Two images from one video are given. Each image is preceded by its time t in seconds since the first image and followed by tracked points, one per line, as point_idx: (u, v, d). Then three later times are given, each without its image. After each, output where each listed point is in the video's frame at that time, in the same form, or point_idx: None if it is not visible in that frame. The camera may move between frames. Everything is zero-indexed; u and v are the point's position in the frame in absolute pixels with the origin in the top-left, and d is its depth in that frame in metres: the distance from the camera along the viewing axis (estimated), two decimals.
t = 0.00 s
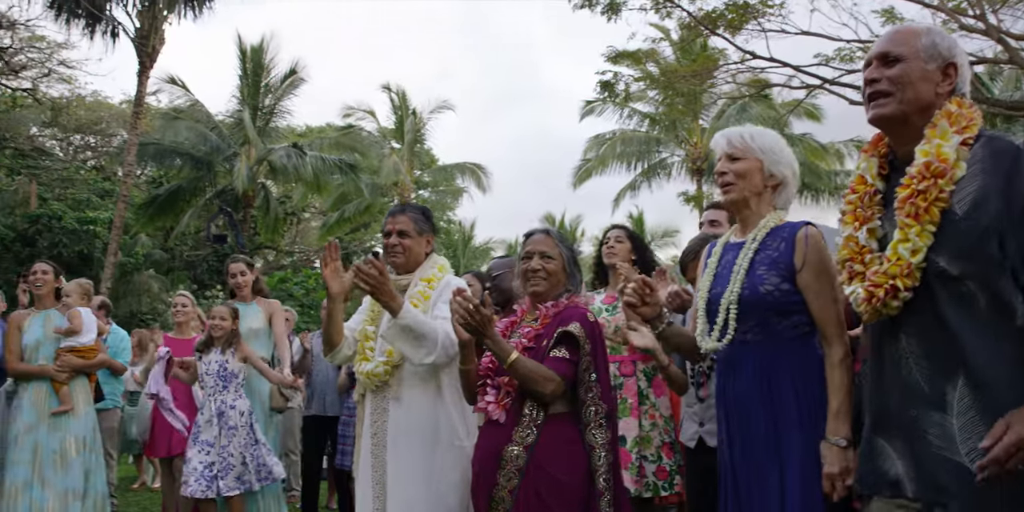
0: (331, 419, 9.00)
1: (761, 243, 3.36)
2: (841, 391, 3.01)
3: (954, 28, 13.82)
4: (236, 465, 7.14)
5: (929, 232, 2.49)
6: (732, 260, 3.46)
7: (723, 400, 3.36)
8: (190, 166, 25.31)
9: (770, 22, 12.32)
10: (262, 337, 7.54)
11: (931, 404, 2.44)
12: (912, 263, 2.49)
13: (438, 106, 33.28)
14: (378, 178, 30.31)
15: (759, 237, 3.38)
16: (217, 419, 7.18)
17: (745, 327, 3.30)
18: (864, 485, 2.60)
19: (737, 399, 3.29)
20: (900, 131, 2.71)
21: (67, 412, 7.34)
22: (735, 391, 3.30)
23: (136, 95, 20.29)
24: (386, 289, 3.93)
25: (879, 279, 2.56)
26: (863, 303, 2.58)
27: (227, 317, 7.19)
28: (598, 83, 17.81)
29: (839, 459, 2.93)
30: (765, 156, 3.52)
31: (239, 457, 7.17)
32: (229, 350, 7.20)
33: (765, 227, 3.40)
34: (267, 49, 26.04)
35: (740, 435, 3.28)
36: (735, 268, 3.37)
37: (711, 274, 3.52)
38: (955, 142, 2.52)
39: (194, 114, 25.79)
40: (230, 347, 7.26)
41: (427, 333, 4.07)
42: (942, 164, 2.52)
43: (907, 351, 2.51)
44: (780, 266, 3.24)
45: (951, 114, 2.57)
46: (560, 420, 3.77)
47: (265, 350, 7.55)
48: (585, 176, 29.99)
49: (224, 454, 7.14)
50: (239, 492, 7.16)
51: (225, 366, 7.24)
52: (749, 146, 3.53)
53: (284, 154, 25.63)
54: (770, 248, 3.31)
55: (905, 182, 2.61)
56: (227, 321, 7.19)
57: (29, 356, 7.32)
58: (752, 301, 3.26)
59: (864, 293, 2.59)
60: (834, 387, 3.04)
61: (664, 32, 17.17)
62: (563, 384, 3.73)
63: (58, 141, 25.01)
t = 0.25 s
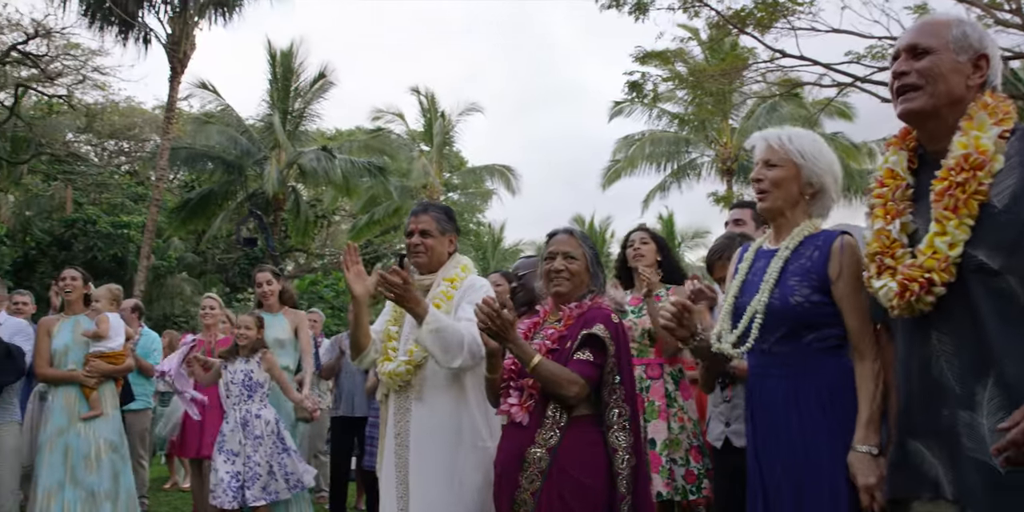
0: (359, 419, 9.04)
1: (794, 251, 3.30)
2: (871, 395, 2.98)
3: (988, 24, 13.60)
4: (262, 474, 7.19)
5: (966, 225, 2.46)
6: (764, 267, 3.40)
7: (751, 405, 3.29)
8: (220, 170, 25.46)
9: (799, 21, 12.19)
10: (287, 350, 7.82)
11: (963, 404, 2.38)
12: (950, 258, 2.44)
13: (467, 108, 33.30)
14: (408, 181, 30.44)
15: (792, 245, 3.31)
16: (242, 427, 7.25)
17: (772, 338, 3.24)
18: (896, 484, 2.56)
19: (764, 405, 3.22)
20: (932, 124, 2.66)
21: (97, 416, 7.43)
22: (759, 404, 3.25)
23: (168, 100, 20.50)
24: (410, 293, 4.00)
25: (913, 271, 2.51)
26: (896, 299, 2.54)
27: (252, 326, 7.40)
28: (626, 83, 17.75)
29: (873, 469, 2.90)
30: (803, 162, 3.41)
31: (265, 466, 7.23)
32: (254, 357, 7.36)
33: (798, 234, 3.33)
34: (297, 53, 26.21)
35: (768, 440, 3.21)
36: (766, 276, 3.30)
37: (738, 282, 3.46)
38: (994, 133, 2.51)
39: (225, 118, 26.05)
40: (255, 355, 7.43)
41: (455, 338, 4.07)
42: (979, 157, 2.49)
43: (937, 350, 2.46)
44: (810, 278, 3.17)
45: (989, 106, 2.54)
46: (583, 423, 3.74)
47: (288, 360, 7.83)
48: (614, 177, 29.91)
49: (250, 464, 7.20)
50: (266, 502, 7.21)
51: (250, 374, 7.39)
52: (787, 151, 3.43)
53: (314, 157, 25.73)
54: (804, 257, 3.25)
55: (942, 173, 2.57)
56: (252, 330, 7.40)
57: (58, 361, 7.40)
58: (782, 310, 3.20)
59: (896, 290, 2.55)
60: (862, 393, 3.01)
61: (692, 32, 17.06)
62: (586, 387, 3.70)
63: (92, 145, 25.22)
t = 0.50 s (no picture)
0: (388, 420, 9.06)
1: (830, 270, 3.21)
2: (897, 412, 2.92)
3: None
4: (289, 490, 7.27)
5: (1005, 229, 2.37)
6: (796, 285, 3.31)
7: (783, 411, 3.27)
8: (251, 173, 25.66)
9: (830, 17, 12.04)
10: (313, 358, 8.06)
11: (1002, 411, 2.25)
12: (991, 261, 2.34)
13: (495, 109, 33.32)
14: (437, 182, 30.51)
15: (827, 263, 3.22)
16: (270, 442, 7.35)
17: (807, 363, 3.18)
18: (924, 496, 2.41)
19: (796, 416, 3.20)
20: (960, 123, 2.53)
21: (125, 423, 7.52)
22: (791, 418, 3.23)
23: (200, 104, 20.71)
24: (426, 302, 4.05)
25: (952, 274, 2.37)
26: (932, 302, 2.40)
27: (277, 341, 7.52)
28: (654, 82, 17.66)
29: (901, 483, 2.81)
30: (838, 175, 3.30)
31: (292, 482, 7.32)
32: (281, 373, 7.47)
33: (833, 250, 3.24)
34: (326, 55, 26.36)
35: (798, 448, 3.19)
36: (800, 296, 3.23)
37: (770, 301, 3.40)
38: None
39: (256, 121, 26.29)
40: (282, 371, 7.55)
41: (473, 339, 4.21)
42: (1016, 159, 2.42)
43: (974, 354, 2.33)
44: (847, 299, 3.09)
45: None
46: (607, 426, 3.73)
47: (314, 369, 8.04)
48: (643, 176, 29.77)
49: (277, 479, 7.28)
50: None
51: (277, 390, 7.49)
52: (822, 162, 3.33)
53: (343, 159, 25.85)
54: (841, 277, 3.15)
55: (977, 175, 2.47)
56: (277, 344, 7.51)
57: (88, 367, 7.51)
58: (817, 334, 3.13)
59: (932, 293, 2.41)
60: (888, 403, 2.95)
61: (721, 29, 16.93)
62: (613, 390, 3.69)
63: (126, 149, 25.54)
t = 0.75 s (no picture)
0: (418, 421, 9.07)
1: (859, 279, 3.18)
2: (931, 420, 2.81)
3: None
4: (318, 490, 7.26)
5: None
6: (824, 295, 3.29)
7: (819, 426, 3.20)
8: (283, 176, 25.85)
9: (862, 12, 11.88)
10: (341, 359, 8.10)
11: None
12: None
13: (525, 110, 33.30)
14: (468, 183, 30.59)
15: (857, 271, 3.19)
16: (300, 446, 7.43)
17: (841, 376, 3.15)
18: None
19: (825, 428, 3.18)
20: (990, 130, 2.36)
21: (154, 426, 7.60)
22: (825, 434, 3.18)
23: (232, 108, 20.88)
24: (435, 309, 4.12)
25: (994, 287, 2.21)
26: (973, 315, 2.22)
27: (306, 346, 7.61)
28: (683, 81, 17.57)
29: (922, 495, 2.72)
30: (866, 180, 3.28)
31: (321, 483, 7.31)
32: (310, 377, 7.54)
33: (861, 256, 3.22)
34: (356, 58, 26.51)
35: (829, 452, 3.16)
36: (833, 310, 3.18)
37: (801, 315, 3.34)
38: None
39: (288, 125, 26.51)
40: (312, 376, 7.62)
41: (489, 343, 4.29)
42: None
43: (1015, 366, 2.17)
44: (878, 308, 3.06)
45: None
46: (633, 425, 3.73)
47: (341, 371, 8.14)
48: (674, 176, 29.61)
49: (306, 480, 7.29)
50: None
51: (307, 395, 7.55)
52: (854, 167, 3.30)
53: (374, 162, 25.95)
54: (869, 287, 3.13)
55: (1010, 181, 2.28)
56: (306, 349, 7.61)
57: (120, 370, 7.63)
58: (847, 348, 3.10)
59: (973, 305, 2.22)
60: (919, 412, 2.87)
61: (752, 27, 16.78)
62: (642, 391, 3.69)
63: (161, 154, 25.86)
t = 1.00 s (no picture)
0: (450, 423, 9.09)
1: (882, 261, 3.14)
2: (959, 413, 2.71)
3: None
4: (350, 477, 7.38)
5: None
6: (848, 279, 3.25)
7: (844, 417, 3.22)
8: (315, 180, 26.03)
9: (895, 8, 11.74)
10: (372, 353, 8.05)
11: None
12: None
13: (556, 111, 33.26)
14: (499, 186, 30.65)
15: (880, 254, 3.15)
16: (333, 434, 7.55)
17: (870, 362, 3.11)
18: None
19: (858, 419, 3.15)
20: None
21: (187, 424, 7.69)
22: (860, 434, 3.14)
23: (264, 114, 21.09)
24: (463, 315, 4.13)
25: None
26: (1009, 320, 2.19)
27: (337, 337, 7.68)
28: (714, 80, 17.49)
29: (946, 490, 2.61)
30: (883, 163, 3.23)
31: (353, 471, 7.43)
32: (341, 368, 7.64)
33: (885, 239, 3.18)
34: (387, 63, 26.65)
35: (859, 442, 3.14)
36: (856, 293, 3.15)
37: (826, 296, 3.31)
38: None
39: (320, 129, 26.72)
40: (343, 367, 7.70)
41: (513, 345, 4.31)
42: None
43: None
44: (900, 291, 3.03)
45: None
46: (660, 424, 3.73)
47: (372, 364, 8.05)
48: (706, 176, 29.46)
49: (338, 468, 7.42)
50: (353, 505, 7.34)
51: (339, 385, 7.64)
52: (870, 152, 3.26)
53: (405, 165, 26.06)
54: (891, 270, 3.09)
55: None
56: (337, 340, 7.68)
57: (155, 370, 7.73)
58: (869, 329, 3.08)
59: (1009, 310, 2.19)
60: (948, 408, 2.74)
61: (784, 25, 16.65)
62: (666, 388, 3.69)
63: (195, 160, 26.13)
